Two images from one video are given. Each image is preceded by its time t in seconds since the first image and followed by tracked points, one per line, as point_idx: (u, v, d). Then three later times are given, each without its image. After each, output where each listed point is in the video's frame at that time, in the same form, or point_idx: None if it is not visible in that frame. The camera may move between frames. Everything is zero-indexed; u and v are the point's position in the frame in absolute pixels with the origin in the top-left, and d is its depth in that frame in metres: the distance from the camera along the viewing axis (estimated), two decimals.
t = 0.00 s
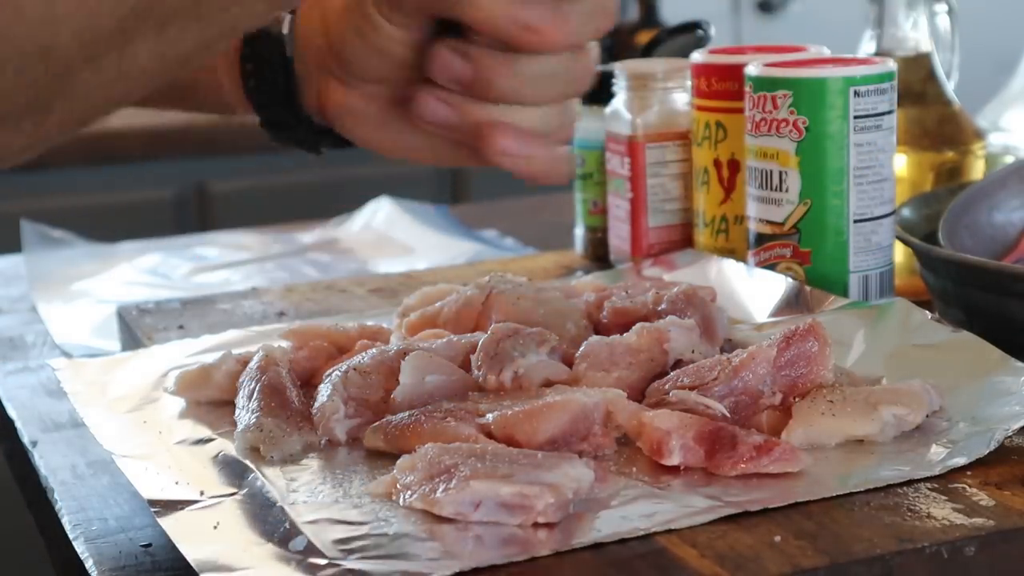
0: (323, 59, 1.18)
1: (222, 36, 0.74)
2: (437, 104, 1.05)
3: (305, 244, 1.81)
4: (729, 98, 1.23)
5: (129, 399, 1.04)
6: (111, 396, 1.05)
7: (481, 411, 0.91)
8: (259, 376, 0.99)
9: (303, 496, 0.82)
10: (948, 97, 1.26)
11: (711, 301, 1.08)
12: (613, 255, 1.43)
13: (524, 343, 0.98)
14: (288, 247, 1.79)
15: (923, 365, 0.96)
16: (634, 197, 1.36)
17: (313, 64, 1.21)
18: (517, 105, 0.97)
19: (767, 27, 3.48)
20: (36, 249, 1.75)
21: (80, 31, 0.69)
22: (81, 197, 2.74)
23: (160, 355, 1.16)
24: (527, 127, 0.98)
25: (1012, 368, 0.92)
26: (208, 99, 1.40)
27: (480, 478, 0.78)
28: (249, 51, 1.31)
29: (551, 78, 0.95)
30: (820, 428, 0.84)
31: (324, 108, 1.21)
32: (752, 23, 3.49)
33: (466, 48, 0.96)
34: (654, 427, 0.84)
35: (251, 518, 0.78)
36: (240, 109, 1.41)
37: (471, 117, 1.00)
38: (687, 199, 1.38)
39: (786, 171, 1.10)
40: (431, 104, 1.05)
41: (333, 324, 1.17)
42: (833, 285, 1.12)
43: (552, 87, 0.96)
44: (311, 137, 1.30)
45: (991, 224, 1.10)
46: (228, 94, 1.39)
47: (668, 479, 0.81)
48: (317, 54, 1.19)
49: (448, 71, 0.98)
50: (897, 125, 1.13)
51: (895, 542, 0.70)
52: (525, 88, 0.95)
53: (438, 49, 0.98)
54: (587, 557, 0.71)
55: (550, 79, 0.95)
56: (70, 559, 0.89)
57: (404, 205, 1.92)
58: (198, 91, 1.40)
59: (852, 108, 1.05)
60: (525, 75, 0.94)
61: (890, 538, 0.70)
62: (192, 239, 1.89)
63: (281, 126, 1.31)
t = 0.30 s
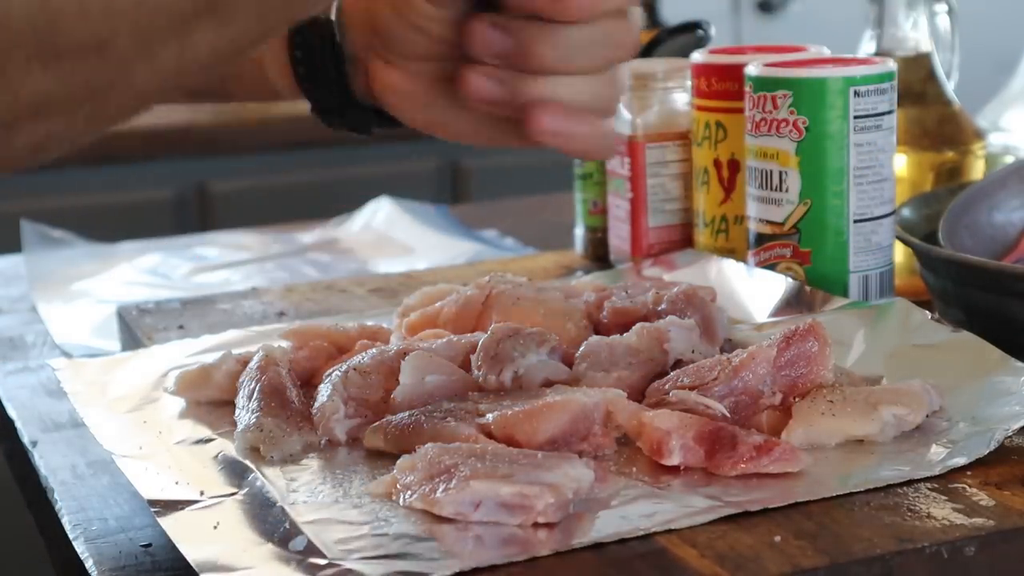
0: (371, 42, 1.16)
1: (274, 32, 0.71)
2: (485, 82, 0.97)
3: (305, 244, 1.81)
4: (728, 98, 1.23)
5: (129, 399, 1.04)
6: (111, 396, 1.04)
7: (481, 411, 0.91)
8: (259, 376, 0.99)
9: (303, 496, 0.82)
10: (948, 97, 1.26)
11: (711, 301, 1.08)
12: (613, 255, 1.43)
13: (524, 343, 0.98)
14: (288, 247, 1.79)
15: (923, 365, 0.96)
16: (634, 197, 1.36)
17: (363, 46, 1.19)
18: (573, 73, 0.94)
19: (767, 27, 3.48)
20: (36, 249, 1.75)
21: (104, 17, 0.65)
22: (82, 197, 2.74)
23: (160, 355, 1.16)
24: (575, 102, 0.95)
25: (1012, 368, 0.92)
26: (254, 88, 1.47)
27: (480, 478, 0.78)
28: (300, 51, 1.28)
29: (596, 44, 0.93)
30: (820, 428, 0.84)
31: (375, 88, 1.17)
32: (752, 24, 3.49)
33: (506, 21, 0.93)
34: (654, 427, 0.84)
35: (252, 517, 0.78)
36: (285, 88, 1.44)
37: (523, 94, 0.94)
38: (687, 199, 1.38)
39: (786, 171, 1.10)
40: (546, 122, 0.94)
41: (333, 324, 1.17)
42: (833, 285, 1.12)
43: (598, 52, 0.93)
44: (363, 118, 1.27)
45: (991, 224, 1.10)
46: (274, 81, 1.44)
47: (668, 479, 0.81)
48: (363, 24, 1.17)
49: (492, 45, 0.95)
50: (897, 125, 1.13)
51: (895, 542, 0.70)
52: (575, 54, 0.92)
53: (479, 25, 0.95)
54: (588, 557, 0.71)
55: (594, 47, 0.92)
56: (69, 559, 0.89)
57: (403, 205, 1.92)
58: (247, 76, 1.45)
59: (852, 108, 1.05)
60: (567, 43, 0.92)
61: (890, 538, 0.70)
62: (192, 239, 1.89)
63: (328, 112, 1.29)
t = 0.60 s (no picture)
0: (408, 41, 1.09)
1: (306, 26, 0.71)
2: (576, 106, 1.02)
3: (305, 244, 1.81)
4: (728, 98, 1.23)
5: (128, 399, 1.04)
6: (111, 396, 1.04)
7: (481, 411, 0.91)
8: (259, 376, 0.99)
9: (303, 496, 0.82)
10: (949, 97, 1.26)
11: (711, 301, 1.08)
12: (613, 255, 1.43)
13: (524, 343, 0.98)
14: (288, 247, 1.79)
15: (923, 365, 0.96)
16: (634, 197, 1.36)
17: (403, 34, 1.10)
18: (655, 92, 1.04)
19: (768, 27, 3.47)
20: (36, 249, 1.75)
21: (86, 13, 0.64)
22: (82, 197, 2.74)
23: (160, 355, 1.16)
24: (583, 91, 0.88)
25: (1012, 368, 0.92)
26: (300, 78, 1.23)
27: (480, 478, 0.78)
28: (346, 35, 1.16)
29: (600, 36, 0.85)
30: (820, 428, 0.84)
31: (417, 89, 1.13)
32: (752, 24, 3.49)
33: None
34: (654, 427, 0.84)
35: (251, 518, 0.78)
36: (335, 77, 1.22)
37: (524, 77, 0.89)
38: (688, 199, 1.38)
39: (786, 171, 1.10)
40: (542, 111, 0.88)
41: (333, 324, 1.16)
42: (833, 285, 1.12)
43: (602, 48, 0.86)
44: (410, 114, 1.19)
45: (991, 224, 1.10)
46: (324, 70, 1.21)
47: (668, 479, 0.81)
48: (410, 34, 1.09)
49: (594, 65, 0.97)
50: (897, 125, 1.13)
51: (895, 542, 0.70)
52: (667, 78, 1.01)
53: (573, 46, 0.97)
54: (587, 557, 0.71)
55: (595, 39, 0.85)
56: (69, 559, 0.89)
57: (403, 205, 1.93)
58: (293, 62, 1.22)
59: (852, 108, 1.05)
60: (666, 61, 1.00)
61: (889, 538, 0.70)
62: (192, 239, 1.89)
63: (378, 103, 1.19)
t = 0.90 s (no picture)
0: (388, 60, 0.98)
1: None
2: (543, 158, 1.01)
3: (305, 244, 1.81)
4: (728, 98, 1.23)
5: (128, 399, 1.04)
6: (111, 395, 1.04)
7: (481, 411, 0.91)
8: (259, 376, 0.99)
9: (303, 496, 0.82)
10: (948, 97, 1.26)
11: (712, 302, 1.08)
12: (614, 255, 1.43)
13: (524, 343, 0.98)
14: (288, 247, 1.79)
15: (923, 365, 0.96)
16: (634, 197, 1.36)
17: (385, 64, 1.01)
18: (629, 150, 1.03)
19: (767, 27, 3.48)
20: (37, 249, 1.75)
21: None
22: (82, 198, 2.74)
23: (160, 356, 1.16)
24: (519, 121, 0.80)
25: (1012, 368, 0.92)
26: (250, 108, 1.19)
27: (480, 478, 0.78)
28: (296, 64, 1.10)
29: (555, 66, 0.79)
30: (820, 428, 0.84)
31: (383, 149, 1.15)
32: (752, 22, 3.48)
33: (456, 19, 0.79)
34: (654, 427, 0.84)
35: (252, 517, 0.78)
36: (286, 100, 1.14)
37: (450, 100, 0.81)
38: (688, 199, 1.38)
39: (786, 171, 1.10)
40: (465, 127, 0.79)
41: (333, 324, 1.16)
42: (833, 285, 1.12)
43: (548, 77, 0.79)
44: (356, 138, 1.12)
45: (991, 224, 1.10)
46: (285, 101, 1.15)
47: (668, 479, 0.81)
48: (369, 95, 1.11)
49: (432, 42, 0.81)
50: (897, 125, 1.13)
51: (895, 542, 0.70)
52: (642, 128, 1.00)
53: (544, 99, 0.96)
54: (588, 558, 0.71)
55: (539, 67, 0.78)
56: (70, 559, 0.90)
57: (403, 205, 1.93)
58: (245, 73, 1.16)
59: (852, 108, 1.05)
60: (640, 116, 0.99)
61: (890, 538, 0.70)
62: (192, 239, 1.89)
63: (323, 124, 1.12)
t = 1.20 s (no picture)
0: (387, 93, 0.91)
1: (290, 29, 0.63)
2: (437, 146, 0.77)
3: (305, 244, 1.81)
4: (728, 98, 1.23)
5: (128, 399, 1.04)
6: (111, 395, 1.04)
7: (481, 411, 0.91)
8: (259, 376, 0.99)
9: (303, 496, 0.82)
10: (948, 97, 1.26)
11: (712, 301, 1.08)
12: (613, 255, 1.43)
13: (524, 343, 0.98)
14: (288, 247, 1.79)
15: (923, 365, 0.96)
16: (634, 197, 1.36)
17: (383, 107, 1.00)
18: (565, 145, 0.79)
19: (768, 27, 3.45)
20: (36, 249, 1.75)
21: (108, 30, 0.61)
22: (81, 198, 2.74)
23: (159, 356, 1.16)
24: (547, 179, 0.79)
25: (1013, 368, 0.92)
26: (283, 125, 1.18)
27: (480, 478, 0.78)
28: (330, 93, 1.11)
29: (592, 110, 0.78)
30: (820, 428, 0.84)
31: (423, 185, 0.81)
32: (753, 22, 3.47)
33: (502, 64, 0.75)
34: (654, 427, 0.84)
35: (252, 518, 0.78)
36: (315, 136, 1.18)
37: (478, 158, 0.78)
38: (687, 199, 1.38)
39: (786, 171, 1.10)
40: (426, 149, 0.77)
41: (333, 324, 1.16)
42: (833, 285, 1.12)
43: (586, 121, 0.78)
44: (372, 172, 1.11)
45: (991, 224, 1.10)
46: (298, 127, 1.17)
47: (668, 479, 0.81)
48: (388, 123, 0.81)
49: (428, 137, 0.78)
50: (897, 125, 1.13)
51: (895, 542, 0.70)
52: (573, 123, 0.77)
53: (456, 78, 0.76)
54: (587, 558, 0.71)
55: (588, 118, 0.78)
56: (70, 559, 0.90)
57: (403, 205, 1.93)
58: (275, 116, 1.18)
59: (852, 108, 1.05)
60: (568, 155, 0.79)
61: (890, 538, 0.70)
62: (192, 239, 1.89)
63: (346, 152, 1.12)
